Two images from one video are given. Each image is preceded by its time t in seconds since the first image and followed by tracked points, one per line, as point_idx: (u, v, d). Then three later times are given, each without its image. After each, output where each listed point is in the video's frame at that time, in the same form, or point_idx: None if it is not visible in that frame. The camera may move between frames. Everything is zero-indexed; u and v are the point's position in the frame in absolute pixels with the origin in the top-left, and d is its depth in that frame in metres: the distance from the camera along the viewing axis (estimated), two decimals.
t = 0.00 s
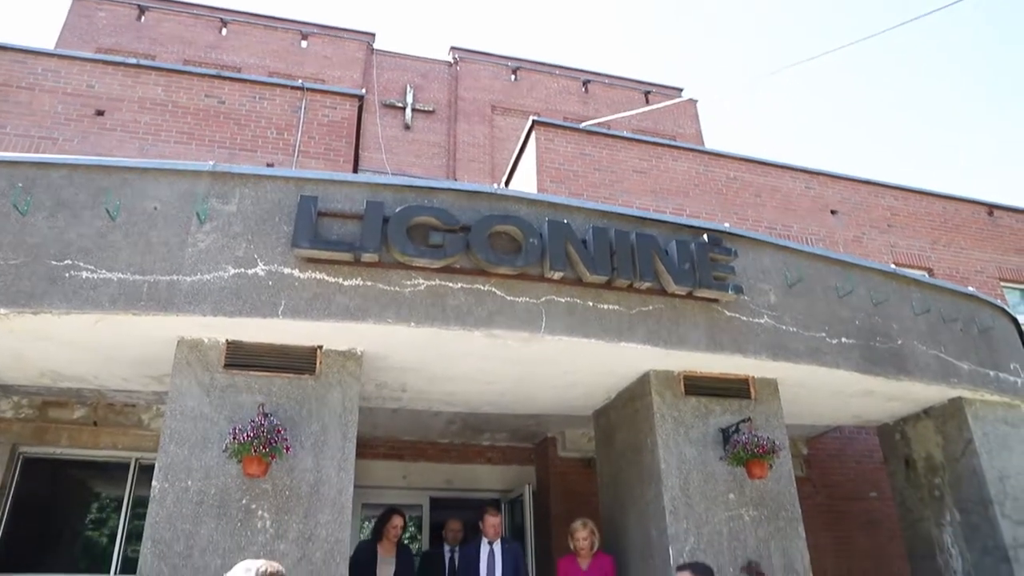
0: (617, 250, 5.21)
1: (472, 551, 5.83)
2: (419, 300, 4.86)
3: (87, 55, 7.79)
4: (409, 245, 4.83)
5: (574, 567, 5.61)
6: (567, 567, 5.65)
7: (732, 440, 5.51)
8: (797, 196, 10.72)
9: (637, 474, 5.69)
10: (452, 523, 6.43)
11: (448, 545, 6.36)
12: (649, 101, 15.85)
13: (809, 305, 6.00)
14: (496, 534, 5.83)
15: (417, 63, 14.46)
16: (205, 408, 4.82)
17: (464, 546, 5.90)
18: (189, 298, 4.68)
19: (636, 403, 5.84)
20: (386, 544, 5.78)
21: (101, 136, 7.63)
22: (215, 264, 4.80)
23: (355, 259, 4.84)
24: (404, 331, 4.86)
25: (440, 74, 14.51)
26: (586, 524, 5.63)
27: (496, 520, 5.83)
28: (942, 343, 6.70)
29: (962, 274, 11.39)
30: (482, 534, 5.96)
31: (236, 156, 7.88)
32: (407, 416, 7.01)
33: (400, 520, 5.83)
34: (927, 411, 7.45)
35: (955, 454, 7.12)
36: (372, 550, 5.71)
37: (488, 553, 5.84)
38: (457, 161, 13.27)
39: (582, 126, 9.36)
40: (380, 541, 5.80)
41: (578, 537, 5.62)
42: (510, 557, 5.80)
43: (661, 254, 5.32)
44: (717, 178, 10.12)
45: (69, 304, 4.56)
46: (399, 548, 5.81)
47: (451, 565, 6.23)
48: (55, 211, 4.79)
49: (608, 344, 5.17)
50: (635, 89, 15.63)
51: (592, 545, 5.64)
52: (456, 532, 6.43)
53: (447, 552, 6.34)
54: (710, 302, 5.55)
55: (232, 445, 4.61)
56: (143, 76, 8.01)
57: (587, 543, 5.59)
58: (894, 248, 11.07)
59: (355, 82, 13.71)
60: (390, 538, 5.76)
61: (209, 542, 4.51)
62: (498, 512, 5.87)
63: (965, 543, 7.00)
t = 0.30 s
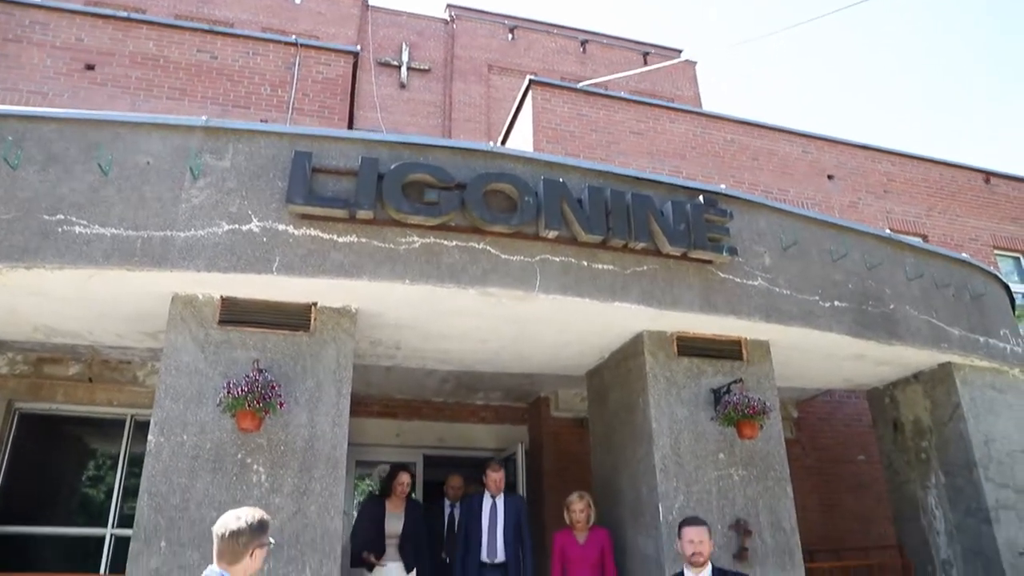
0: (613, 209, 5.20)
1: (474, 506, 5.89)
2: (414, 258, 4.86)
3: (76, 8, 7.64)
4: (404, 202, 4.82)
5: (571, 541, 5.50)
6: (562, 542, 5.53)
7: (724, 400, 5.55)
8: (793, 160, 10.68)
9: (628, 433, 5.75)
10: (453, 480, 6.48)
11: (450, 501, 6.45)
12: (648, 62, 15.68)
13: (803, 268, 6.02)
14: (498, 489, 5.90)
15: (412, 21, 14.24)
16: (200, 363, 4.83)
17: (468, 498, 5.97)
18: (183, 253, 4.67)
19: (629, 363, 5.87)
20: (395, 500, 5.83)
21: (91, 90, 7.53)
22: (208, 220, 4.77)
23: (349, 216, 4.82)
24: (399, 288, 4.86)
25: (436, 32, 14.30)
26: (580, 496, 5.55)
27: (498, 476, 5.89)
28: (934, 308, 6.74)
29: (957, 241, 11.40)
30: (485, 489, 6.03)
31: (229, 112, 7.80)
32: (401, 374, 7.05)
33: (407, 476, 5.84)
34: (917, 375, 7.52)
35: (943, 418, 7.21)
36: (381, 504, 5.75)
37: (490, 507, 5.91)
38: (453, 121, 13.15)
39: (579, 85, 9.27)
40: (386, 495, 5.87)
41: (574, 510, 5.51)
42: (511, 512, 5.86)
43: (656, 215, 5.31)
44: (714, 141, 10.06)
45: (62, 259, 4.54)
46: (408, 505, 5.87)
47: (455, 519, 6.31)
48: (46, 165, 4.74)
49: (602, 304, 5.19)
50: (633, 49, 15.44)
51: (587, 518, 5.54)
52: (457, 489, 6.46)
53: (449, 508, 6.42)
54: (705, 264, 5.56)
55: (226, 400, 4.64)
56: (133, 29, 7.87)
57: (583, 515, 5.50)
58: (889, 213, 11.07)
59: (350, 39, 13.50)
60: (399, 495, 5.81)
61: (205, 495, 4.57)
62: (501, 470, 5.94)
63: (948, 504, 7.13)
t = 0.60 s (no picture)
0: (606, 171, 5.19)
1: (467, 466, 5.96)
2: (407, 219, 4.85)
3: None
4: (396, 162, 4.79)
5: (568, 504, 5.50)
6: (559, 505, 5.53)
7: (713, 361, 5.63)
8: (788, 125, 10.63)
9: (619, 395, 5.81)
10: (448, 441, 6.53)
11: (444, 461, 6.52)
12: (643, 25, 15.50)
13: (795, 232, 6.03)
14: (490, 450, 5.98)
15: None
16: (193, 323, 4.84)
17: (462, 458, 6.04)
18: (174, 213, 4.64)
19: (621, 325, 5.91)
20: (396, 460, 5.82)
21: (78, 49, 7.42)
22: (199, 180, 4.74)
23: (341, 176, 4.79)
24: (391, 249, 4.86)
25: None
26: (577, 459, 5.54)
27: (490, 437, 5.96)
28: (924, 274, 6.78)
29: (949, 208, 11.42)
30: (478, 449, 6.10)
31: (219, 72, 7.70)
32: (394, 336, 7.08)
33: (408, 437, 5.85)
34: (905, 340, 7.59)
35: (929, 382, 7.29)
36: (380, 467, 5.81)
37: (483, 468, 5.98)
38: (446, 84, 13.02)
39: (574, 47, 9.16)
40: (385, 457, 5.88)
41: (571, 472, 5.50)
42: (503, 472, 5.92)
43: (650, 177, 5.31)
44: (709, 105, 10.00)
45: (51, 219, 4.52)
46: (409, 466, 5.86)
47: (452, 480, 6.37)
48: (33, 124, 4.68)
49: (595, 266, 5.20)
50: (629, 12, 15.26)
51: (586, 480, 5.54)
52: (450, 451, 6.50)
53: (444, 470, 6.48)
54: (697, 227, 5.57)
55: (220, 359, 4.66)
56: None
57: (581, 478, 5.50)
58: (883, 180, 11.07)
59: None
60: (400, 455, 5.79)
61: (199, 454, 4.61)
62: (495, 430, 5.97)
63: (933, 467, 7.25)
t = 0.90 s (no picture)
0: (602, 129, 5.16)
1: (456, 433, 5.91)
2: (401, 174, 4.82)
3: None
4: (391, 116, 4.75)
5: (567, 479, 5.48)
6: (558, 480, 5.52)
7: (704, 323, 5.66)
8: (787, 89, 10.56)
9: (611, 354, 5.85)
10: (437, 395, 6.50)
11: (434, 416, 6.39)
12: None
13: (790, 195, 6.03)
14: (477, 418, 5.96)
15: None
16: (186, 276, 4.83)
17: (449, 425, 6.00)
18: (166, 165, 4.60)
19: (614, 285, 5.93)
20: (387, 423, 5.84)
21: None
22: (192, 132, 4.69)
23: (336, 130, 4.75)
24: (385, 204, 4.84)
25: None
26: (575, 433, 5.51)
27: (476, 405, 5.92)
28: (917, 241, 6.80)
29: (944, 176, 11.41)
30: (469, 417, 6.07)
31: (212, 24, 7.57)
32: (387, 293, 7.09)
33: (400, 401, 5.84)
34: (895, 306, 7.64)
35: (918, 348, 7.37)
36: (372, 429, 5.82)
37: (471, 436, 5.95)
38: (442, 41, 12.85)
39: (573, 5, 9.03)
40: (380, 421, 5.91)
41: (569, 447, 5.46)
42: (494, 439, 5.93)
43: (646, 136, 5.29)
44: (708, 67, 9.91)
45: (42, 169, 4.48)
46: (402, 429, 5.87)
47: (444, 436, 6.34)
48: (21, 72, 4.61)
49: (589, 225, 5.20)
50: None
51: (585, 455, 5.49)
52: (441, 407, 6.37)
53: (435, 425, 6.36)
54: (692, 187, 5.56)
55: (214, 312, 4.67)
56: None
57: (579, 453, 5.45)
58: (880, 146, 11.04)
59: None
60: (393, 420, 5.83)
61: (192, 406, 4.64)
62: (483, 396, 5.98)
63: (917, 431, 7.36)
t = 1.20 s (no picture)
0: (597, 92, 5.13)
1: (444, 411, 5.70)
2: (394, 136, 4.79)
3: None
4: (384, 77, 4.71)
5: (566, 444, 5.44)
6: (557, 444, 5.48)
7: (697, 287, 5.70)
8: (783, 55, 10.48)
9: (603, 318, 5.88)
10: (428, 352, 6.44)
11: (428, 373, 6.45)
12: None
13: (785, 160, 6.02)
14: (468, 395, 5.70)
15: None
16: (179, 238, 4.82)
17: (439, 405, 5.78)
18: (158, 125, 4.56)
19: (607, 249, 5.94)
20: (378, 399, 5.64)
21: None
22: (183, 92, 4.64)
23: (329, 90, 4.71)
24: (379, 166, 4.82)
25: None
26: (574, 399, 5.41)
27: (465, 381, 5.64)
28: (910, 208, 6.82)
29: (940, 144, 11.37)
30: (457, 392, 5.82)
31: None
32: (380, 257, 7.08)
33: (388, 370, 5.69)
34: (887, 273, 7.68)
35: (908, 315, 7.42)
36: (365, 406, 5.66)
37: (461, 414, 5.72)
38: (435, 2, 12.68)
39: None
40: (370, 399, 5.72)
41: (570, 412, 5.39)
42: (483, 415, 5.69)
43: (641, 99, 5.26)
44: (704, 31, 9.83)
45: (31, 129, 4.43)
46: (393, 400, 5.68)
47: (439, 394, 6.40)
48: (8, 29, 4.54)
49: (582, 188, 5.19)
50: None
51: (584, 419, 5.44)
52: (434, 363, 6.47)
53: (429, 382, 6.43)
54: (686, 151, 5.55)
55: (208, 274, 4.68)
56: None
57: (579, 418, 5.38)
58: (876, 114, 11.00)
59: None
60: (384, 393, 5.65)
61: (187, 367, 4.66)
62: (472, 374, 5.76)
63: (905, 396, 7.45)
